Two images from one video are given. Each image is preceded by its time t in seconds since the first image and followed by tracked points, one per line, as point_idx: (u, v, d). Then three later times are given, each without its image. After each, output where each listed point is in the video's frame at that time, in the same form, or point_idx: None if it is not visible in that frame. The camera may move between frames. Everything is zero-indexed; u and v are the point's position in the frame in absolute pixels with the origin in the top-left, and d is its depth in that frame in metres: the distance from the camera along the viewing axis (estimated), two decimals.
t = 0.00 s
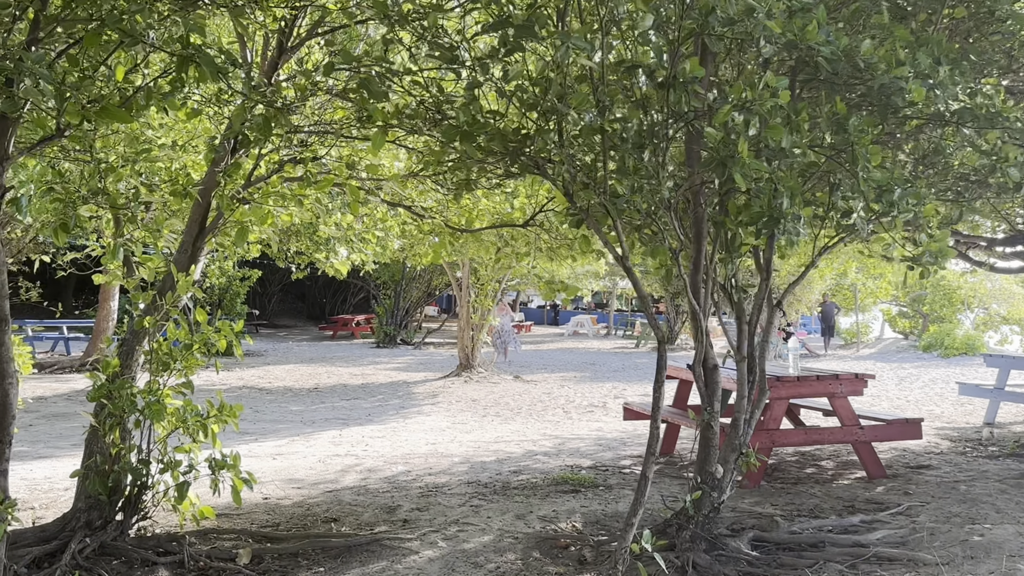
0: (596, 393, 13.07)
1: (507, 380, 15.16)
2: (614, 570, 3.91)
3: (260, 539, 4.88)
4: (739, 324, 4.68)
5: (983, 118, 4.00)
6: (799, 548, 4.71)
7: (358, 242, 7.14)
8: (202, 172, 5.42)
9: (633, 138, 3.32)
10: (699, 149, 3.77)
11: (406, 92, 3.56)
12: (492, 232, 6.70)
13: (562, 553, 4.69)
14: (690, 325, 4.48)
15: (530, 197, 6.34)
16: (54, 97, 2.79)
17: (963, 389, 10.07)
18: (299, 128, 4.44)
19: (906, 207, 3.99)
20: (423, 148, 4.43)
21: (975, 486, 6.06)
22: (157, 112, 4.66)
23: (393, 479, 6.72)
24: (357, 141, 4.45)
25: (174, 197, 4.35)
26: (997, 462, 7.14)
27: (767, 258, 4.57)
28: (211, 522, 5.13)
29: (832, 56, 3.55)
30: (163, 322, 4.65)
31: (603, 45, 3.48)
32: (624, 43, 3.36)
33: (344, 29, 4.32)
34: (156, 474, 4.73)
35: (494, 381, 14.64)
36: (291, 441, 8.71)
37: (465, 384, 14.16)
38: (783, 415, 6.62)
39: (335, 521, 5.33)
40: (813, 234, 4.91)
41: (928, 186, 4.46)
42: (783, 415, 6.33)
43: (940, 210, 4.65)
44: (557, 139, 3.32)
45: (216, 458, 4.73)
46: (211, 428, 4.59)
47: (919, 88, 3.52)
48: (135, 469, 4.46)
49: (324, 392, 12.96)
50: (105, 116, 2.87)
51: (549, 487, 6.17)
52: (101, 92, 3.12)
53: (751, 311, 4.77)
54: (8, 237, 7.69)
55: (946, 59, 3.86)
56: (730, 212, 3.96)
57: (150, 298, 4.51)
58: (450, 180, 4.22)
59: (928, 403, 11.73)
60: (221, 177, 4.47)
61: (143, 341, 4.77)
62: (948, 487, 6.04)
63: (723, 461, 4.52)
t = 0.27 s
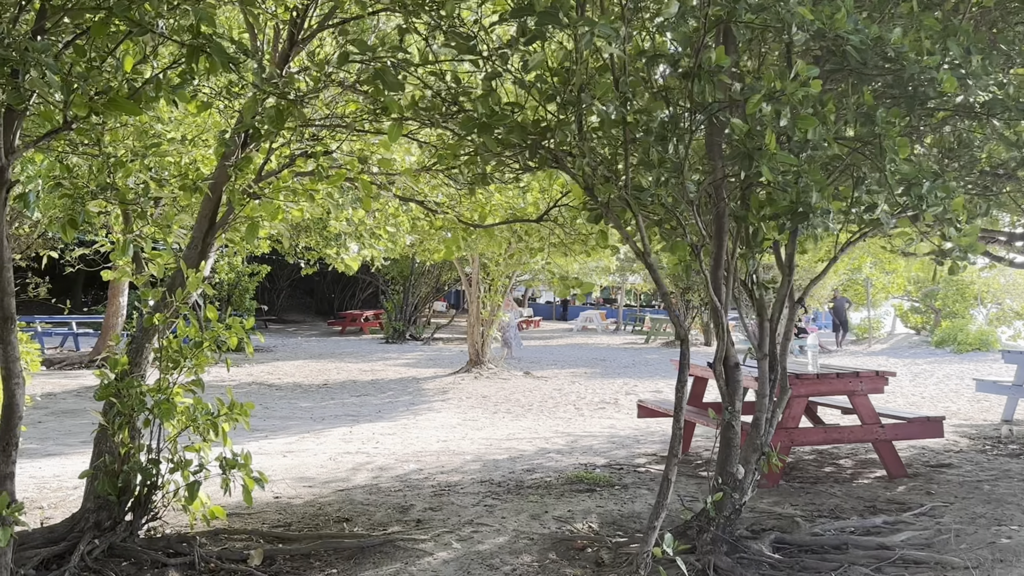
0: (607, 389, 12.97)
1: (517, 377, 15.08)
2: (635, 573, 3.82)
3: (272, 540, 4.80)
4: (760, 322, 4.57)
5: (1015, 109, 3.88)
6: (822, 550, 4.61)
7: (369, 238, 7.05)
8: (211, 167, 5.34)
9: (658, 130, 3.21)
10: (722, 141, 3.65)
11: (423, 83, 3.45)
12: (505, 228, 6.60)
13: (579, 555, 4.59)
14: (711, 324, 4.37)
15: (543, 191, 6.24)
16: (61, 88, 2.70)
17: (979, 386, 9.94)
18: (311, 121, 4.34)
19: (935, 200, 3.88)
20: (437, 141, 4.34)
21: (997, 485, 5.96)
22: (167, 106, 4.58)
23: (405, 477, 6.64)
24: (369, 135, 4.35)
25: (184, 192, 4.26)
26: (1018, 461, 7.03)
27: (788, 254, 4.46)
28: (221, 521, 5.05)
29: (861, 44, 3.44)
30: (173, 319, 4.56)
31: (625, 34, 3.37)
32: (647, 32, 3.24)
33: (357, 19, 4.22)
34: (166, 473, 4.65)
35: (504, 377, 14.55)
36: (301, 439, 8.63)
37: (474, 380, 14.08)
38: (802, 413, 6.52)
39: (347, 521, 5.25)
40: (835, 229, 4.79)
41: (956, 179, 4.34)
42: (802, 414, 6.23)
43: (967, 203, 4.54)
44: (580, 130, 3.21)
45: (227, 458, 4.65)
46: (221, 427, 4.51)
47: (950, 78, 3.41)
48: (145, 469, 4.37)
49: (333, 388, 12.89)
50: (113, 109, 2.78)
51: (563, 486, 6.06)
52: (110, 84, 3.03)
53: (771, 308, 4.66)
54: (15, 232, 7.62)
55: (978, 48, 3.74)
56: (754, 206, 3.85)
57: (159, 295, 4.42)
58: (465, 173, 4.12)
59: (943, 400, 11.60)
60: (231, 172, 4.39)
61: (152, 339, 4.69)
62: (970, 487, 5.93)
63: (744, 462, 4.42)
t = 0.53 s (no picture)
0: (621, 388, 12.86)
1: (529, 375, 14.98)
2: None
3: (287, 541, 4.72)
4: (785, 320, 4.46)
5: None
6: (849, 554, 4.51)
7: (383, 234, 6.96)
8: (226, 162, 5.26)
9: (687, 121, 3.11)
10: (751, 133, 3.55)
11: (445, 74, 3.36)
12: (522, 224, 6.51)
13: (599, 558, 4.49)
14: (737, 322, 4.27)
15: (561, 187, 6.14)
16: (73, 77, 2.62)
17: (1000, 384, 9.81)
18: (327, 115, 4.25)
19: (970, 194, 3.76)
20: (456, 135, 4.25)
21: None
22: (181, 100, 4.50)
23: (420, 477, 6.56)
24: (387, 129, 4.26)
25: (199, 187, 4.18)
26: None
27: (815, 250, 4.34)
28: (236, 522, 4.98)
29: (895, 33, 3.33)
30: (187, 316, 4.49)
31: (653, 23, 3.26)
32: (676, 20, 3.15)
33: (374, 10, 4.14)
34: (181, 473, 4.58)
35: (516, 375, 14.46)
36: (314, 437, 8.56)
37: (487, 378, 14.00)
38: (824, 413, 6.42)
39: (363, 521, 5.17)
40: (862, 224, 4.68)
41: (988, 173, 4.23)
42: (824, 414, 6.13)
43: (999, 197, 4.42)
44: (607, 122, 3.12)
45: (242, 457, 4.58)
46: (236, 426, 4.43)
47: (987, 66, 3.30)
48: (159, 469, 4.30)
49: (345, 386, 12.82)
50: (128, 99, 2.70)
51: (582, 487, 5.97)
52: (124, 73, 2.94)
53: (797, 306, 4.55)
54: (27, 229, 7.57)
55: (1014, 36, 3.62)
56: (783, 201, 3.75)
57: (173, 291, 4.35)
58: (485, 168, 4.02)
59: (962, 399, 11.45)
60: (247, 167, 4.31)
61: (166, 336, 4.62)
62: (997, 489, 5.82)
63: (770, 464, 4.32)
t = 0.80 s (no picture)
0: (637, 389, 12.73)
1: (544, 375, 14.88)
2: None
3: (306, 546, 4.62)
4: (818, 323, 4.34)
5: None
6: (883, 563, 4.38)
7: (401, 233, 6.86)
8: (244, 160, 5.18)
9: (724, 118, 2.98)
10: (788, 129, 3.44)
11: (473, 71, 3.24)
12: (543, 223, 6.40)
13: (625, 565, 4.39)
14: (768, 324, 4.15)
15: (583, 185, 6.03)
16: (93, 71, 2.53)
17: None
18: (349, 111, 4.16)
19: (1014, 192, 3.61)
20: (480, 131, 4.15)
21: None
22: (200, 96, 4.42)
23: (439, 480, 6.46)
24: (410, 126, 4.16)
25: (218, 185, 4.08)
26: None
27: (850, 249, 4.21)
28: (254, 526, 4.89)
29: (940, 24, 3.20)
30: (206, 318, 4.40)
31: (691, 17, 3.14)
32: (715, 11, 3.03)
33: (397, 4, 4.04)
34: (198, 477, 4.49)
35: (531, 376, 14.35)
36: (330, 438, 8.47)
37: (502, 379, 13.89)
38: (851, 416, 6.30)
39: (382, 526, 5.08)
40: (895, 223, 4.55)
41: None
42: (852, 418, 6.00)
43: None
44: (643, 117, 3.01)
45: (260, 460, 4.48)
46: (255, 428, 4.34)
47: None
48: (176, 473, 4.22)
49: (360, 386, 12.74)
50: (149, 93, 2.61)
51: (604, 491, 5.85)
52: (145, 67, 2.86)
53: (831, 308, 4.43)
54: (42, 228, 7.51)
55: None
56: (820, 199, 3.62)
57: (190, 292, 4.26)
58: (513, 165, 3.92)
59: (985, 401, 11.29)
60: (267, 164, 4.22)
61: (184, 338, 4.54)
62: None
63: (802, 470, 4.22)
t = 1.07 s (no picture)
0: (654, 393, 12.61)
1: (561, 378, 14.78)
2: None
3: (325, 558, 4.53)
4: (850, 331, 4.22)
5: None
6: None
7: (420, 237, 6.77)
8: (262, 165, 5.10)
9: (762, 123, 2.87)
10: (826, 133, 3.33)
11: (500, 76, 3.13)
12: (564, 228, 6.30)
13: None
14: (800, 332, 4.04)
15: (604, 188, 5.93)
16: (112, 75, 2.46)
17: None
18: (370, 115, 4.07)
19: None
20: (505, 135, 4.06)
21: None
22: (218, 100, 4.35)
23: (458, 487, 6.38)
24: (432, 131, 4.07)
25: (237, 191, 3.99)
26: None
27: (885, 256, 4.09)
28: (272, 537, 4.81)
29: (985, 23, 3.08)
30: (224, 325, 4.32)
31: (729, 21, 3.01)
32: (752, 12, 2.91)
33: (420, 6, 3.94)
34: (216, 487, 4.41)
35: (547, 379, 14.24)
36: (346, 444, 8.40)
37: (518, 382, 13.81)
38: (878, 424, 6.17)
39: (403, 537, 4.99)
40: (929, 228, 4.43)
41: None
42: (879, 426, 5.88)
43: None
44: (677, 121, 2.92)
45: (279, 470, 4.39)
46: (273, 437, 4.24)
47: None
48: (194, 483, 4.14)
49: (375, 390, 12.68)
50: (169, 99, 2.53)
51: (627, 500, 5.75)
52: (164, 71, 2.78)
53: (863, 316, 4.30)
54: (59, 233, 7.47)
55: None
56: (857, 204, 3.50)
57: (208, 299, 4.17)
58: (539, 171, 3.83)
59: (1009, 406, 11.12)
60: (286, 169, 4.13)
61: (202, 346, 4.47)
62: None
63: (834, 482, 4.10)
